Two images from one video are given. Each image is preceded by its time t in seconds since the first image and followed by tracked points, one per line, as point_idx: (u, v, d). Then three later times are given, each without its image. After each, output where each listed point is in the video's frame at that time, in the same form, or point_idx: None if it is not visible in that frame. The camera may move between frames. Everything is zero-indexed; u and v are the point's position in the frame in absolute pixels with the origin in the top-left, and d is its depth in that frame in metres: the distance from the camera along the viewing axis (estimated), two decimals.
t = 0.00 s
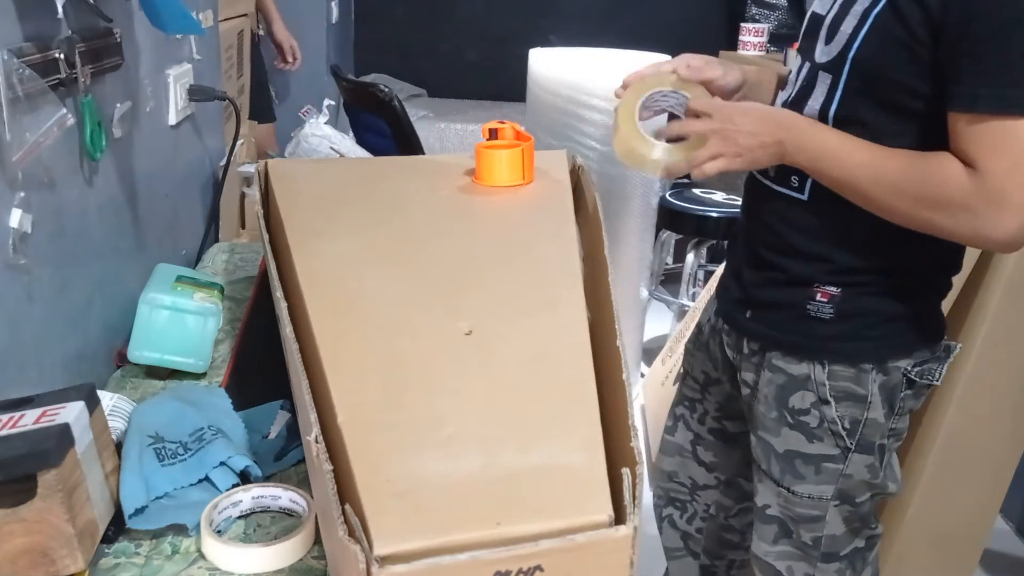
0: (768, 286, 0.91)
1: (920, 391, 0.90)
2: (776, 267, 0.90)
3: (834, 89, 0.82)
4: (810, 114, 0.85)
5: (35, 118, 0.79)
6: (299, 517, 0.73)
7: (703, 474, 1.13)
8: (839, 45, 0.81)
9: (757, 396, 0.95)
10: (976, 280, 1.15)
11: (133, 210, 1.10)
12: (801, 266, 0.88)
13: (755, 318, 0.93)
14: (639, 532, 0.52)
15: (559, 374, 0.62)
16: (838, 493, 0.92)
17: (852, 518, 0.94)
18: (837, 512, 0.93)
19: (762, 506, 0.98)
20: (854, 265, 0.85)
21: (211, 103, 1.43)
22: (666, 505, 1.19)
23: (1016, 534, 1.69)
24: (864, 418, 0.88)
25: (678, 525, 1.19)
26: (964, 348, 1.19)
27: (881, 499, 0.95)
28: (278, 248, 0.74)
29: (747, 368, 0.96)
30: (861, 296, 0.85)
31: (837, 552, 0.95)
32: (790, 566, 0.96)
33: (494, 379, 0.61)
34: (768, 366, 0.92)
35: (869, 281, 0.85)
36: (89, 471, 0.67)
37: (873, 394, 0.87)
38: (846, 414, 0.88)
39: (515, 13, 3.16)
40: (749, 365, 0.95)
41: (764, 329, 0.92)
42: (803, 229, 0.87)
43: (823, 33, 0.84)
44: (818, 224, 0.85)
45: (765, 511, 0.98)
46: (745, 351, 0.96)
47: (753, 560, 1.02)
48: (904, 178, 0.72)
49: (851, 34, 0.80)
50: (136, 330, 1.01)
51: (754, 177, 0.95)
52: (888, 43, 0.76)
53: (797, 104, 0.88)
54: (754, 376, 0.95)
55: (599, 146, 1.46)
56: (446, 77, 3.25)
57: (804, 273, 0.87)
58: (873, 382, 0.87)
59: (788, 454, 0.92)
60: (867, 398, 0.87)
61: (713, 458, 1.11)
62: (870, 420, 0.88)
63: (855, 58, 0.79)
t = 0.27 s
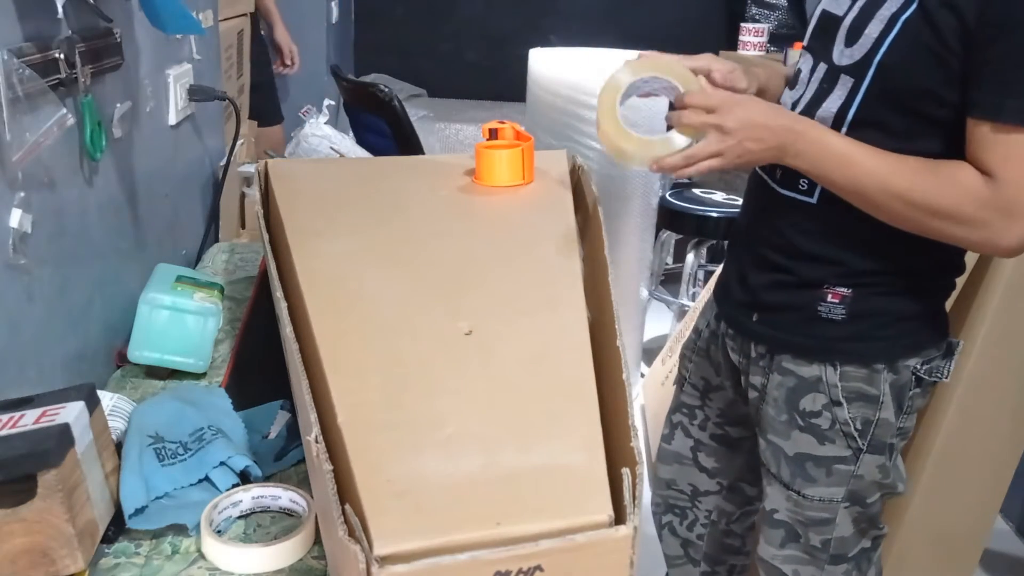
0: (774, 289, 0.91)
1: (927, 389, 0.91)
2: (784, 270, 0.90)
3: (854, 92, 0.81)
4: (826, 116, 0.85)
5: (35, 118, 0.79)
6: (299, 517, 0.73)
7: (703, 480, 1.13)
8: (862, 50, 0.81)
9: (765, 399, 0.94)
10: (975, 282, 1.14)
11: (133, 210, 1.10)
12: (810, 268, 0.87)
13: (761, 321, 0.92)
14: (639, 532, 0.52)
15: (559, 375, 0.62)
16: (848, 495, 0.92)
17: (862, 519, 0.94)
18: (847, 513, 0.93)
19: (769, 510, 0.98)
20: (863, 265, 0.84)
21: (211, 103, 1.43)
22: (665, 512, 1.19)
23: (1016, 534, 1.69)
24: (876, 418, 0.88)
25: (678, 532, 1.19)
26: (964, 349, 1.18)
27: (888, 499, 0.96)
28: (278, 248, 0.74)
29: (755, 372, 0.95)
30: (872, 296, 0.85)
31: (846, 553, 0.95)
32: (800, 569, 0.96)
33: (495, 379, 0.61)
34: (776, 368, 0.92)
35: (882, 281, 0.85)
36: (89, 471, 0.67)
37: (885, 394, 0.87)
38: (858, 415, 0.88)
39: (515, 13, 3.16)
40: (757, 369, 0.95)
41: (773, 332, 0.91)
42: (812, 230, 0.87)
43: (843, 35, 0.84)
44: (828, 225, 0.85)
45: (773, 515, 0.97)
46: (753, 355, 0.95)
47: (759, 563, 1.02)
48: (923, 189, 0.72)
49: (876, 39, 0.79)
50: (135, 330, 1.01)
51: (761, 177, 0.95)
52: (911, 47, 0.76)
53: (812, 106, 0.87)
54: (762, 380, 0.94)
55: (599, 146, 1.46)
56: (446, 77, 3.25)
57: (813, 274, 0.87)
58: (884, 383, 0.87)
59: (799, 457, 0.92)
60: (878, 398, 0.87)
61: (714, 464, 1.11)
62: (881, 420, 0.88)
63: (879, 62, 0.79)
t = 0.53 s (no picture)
0: (780, 290, 0.91)
1: (933, 387, 0.91)
2: (791, 272, 0.90)
3: (868, 94, 0.81)
4: (838, 119, 0.84)
5: (35, 118, 0.79)
6: (299, 517, 0.73)
7: (701, 484, 1.12)
8: (872, 50, 0.81)
9: (770, 401, 0.94)
10: (976, 281, 1.14)
11: (133, 210, 1.09)
12: (818, 270, 0.87)
13: (767, 323, 0.92)
14: (639, 532, 0.52)
15: (559, 375, 0.62)
16: (855, 496, 0.92)
17: (868, 519, 0.94)
18: (854, 514, 0.93)
19: (775, 512, 0.98)
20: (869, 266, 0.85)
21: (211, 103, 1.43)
22: (661, 515, 1.18)
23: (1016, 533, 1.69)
24: (884, 419, 0.88)
25: (674, 536, 1.18)
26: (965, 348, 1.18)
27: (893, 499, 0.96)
28: (278, 248, 0.74)
29: (760, 374, 0.95)
30: (879, 297, 0.85)
31: (851, 554, 0.95)
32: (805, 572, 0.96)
33: (494, 379, 0.61)
34: (782, 369, 0.92)
35: (890, 280, 0.85)
36: (89, 471, 0.67)
37: (893, 394, 0.87)
38: (866, 416, 0.88)
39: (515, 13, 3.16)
40: (762, 371, 0.94)
41: (780, 334, 0.91)
42: (820, 231, 0.87)
43: (852, 37, 0.84)
44: (836, 226, 0.86)
45: (779, 517, 0.97)
46: (758, 358, 0.94)
47: (762, 564, 1.02)
48: (938, 181, 0.71)
49: (890, 40, 0.79)
50: (136, 330, 1.01)
51: (765, 180, 0.95)
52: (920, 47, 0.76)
53: (822, 109, 0.86)
54: (767, 382, 0.94)
55: (599, 145, 1.46)
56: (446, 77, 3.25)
57: (819, 275, 0.87)
58: (892, 383, 0.87)
59: (806, 459, 0.92)
60: (886, 398, 0.87)
61: (712, 467, 1.11)
62: (889, 420, 0.88)
63: (894, 63, 0.79)
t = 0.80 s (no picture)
0: (779, 291, 0.91)
1: (931, 387, 0.91)
2: (790, 273, 0.90)
3: (864, 93, 0.81)
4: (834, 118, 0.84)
5: (35, 117, 0.79)
6: (299, 517, 0.73)
7: (703, 484, 1.12)
8: (868, 50, 0.81)
9: (769, 401, 0.94)
10: (976, 279, 1.14)
11: (133, 209, 1.09)
12: (816, 270, 0.87)
13: (765, 324, 0.92)
14: (639, 532, 0.52)
15: (559, 374, 0.62)
16: (854, 496, 0.92)
17: (867, 519, 0.94)
18: (852, 514, 0.93)
19: (774, 513, 0.97)
20: (868, 266, 0.85)
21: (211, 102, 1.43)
22: (665, 515, 1.18)
23: (1016, 534, 1.69)
24: (882, 419, 0.88)
25: (677, 536, 1.19)
26: (965, 347, 1.17)
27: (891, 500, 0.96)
28: (278, 248, 0.74)
29: (759, 375, 0.95)
30: (878, 297, 0.85)
31: (850, 555, 0.95)
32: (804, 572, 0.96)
33: (493, 379, 0.61)
34: (781, 370, 0.92)
35: (889, 280, 0.85)
36: (89, 471, 0.67)
37: (891, 395, 0.87)
38: (865, 416, 0.88)
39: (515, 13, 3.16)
40: (761, 371, 0.94)
41: (779, 334, 0.91)
42: (818, 232, 0.87)
43: (847, 36, 0.84)
44: (833, 227, 0.86)
45: (777, 518, 0.97)
46: (757, 358, 0.94)
47: (762, 564, 1.02)
48: (939, 176, 0.71)
49: (885, 39, 0.79)
50: (135, 330, 1.01)
51: (762, 181, 0.95)
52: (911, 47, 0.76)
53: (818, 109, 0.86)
54: (766, 382, 0.94)
55: (599, 145, 1.47)
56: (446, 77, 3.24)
57: (818, 276, 0.87)
58: (890, 383, 0.87)
59: (804, 460, 0.92)
60: (885, 399, 0.87)
61: (714, 468, 1.11)
62: (887, 420, 0.88)
63: (889, 62, 0.79)
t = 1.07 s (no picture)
0: (775, 292, 0.91)
1: (927, 388, 0.91)
2: (786, 273, 0.90)
3: (857, 93, 0.81)
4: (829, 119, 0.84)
5: (35, 117, 0.79)
6: (299, 517, 0.73)
7: (702, 484, 1.12)
8: (860, 51, 0.81)
9: (766, 401, 0.94)
10: (976, 278, 1.14)
11: (133, 209, 1.09)
12: (812, 271, 0.87)
13: (761, 324, 0.92)
14: (639, 532, 0.52)
15: (559, 374, 0.62)
16: (850, 497, 0.92)
17: (863, 519, 0.94)
18: (849, 515, 0.93)
19: (772, 513, 0.97)
20: (864, 267, 0.85)
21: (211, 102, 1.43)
22: (665, 514, 1.18)
23: (1016, 534, 1.69)
24: (878, 420, 0.88)
25: (677, 535, 1.19)
26: (965, 347, 1.17)
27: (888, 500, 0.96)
28: (278, 248, 0.74)
29: (755, 375, 0.95)
30: (875, 297, 0.85)
31: (847, 555, 0.95)
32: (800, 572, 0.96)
33: (494, 379, 0.61)
34: (777, 370, 0.92)
35: (885, 281, 0.85)
36: (88, 471, 0.67)
37: (887, 395, 0.87)
38: (860, 417, 0.88)
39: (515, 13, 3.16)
40: (757, 371, 0.94)
41: (774, 334, 0.91)
42: (814, 233, 0.87)
43: (841, 37, 0.84)
44: (829, 228, 0.86)
45: (774, 518, 0.97)
46: (754, 358, 0.94)
47: (759, 564, 1.02)
48: (931, 176, 0.71)
49: (878, 39, 0.79)
50: (135, 330, 1.01)
51: (759, 181, 0.95)
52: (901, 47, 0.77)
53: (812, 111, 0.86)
54: (762, 382, 0.94)
55: (599, 146, 1.47)
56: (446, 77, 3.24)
57: (814, 276, 0.87)
58: (886, 384, 0.87)
59: (800, 460, 0.92)
60: (880, 399, 0.87)
61: (714, 468, 1.11)
62: (883, 421, 0.88)
63: (882, 62, 0.79)
